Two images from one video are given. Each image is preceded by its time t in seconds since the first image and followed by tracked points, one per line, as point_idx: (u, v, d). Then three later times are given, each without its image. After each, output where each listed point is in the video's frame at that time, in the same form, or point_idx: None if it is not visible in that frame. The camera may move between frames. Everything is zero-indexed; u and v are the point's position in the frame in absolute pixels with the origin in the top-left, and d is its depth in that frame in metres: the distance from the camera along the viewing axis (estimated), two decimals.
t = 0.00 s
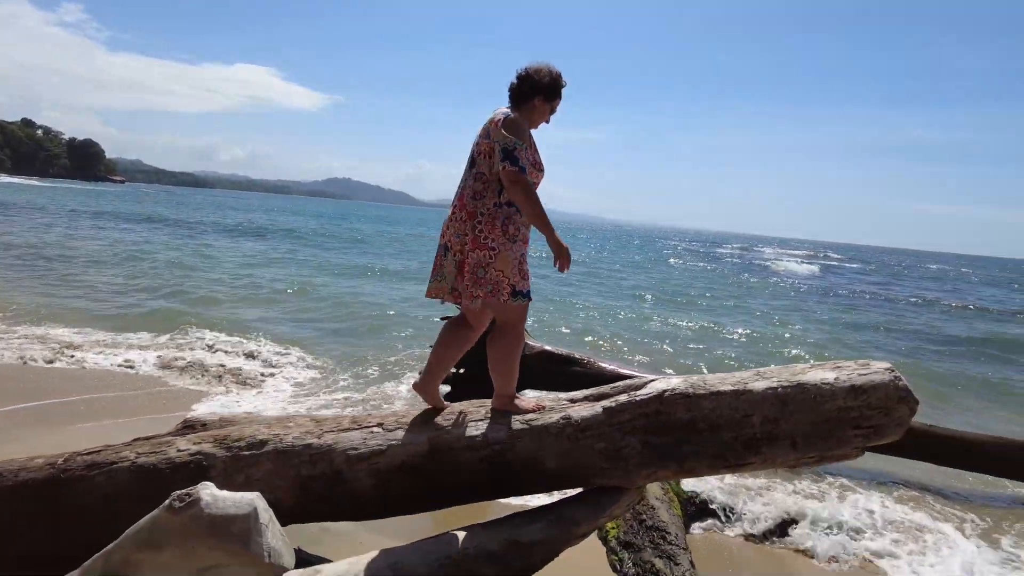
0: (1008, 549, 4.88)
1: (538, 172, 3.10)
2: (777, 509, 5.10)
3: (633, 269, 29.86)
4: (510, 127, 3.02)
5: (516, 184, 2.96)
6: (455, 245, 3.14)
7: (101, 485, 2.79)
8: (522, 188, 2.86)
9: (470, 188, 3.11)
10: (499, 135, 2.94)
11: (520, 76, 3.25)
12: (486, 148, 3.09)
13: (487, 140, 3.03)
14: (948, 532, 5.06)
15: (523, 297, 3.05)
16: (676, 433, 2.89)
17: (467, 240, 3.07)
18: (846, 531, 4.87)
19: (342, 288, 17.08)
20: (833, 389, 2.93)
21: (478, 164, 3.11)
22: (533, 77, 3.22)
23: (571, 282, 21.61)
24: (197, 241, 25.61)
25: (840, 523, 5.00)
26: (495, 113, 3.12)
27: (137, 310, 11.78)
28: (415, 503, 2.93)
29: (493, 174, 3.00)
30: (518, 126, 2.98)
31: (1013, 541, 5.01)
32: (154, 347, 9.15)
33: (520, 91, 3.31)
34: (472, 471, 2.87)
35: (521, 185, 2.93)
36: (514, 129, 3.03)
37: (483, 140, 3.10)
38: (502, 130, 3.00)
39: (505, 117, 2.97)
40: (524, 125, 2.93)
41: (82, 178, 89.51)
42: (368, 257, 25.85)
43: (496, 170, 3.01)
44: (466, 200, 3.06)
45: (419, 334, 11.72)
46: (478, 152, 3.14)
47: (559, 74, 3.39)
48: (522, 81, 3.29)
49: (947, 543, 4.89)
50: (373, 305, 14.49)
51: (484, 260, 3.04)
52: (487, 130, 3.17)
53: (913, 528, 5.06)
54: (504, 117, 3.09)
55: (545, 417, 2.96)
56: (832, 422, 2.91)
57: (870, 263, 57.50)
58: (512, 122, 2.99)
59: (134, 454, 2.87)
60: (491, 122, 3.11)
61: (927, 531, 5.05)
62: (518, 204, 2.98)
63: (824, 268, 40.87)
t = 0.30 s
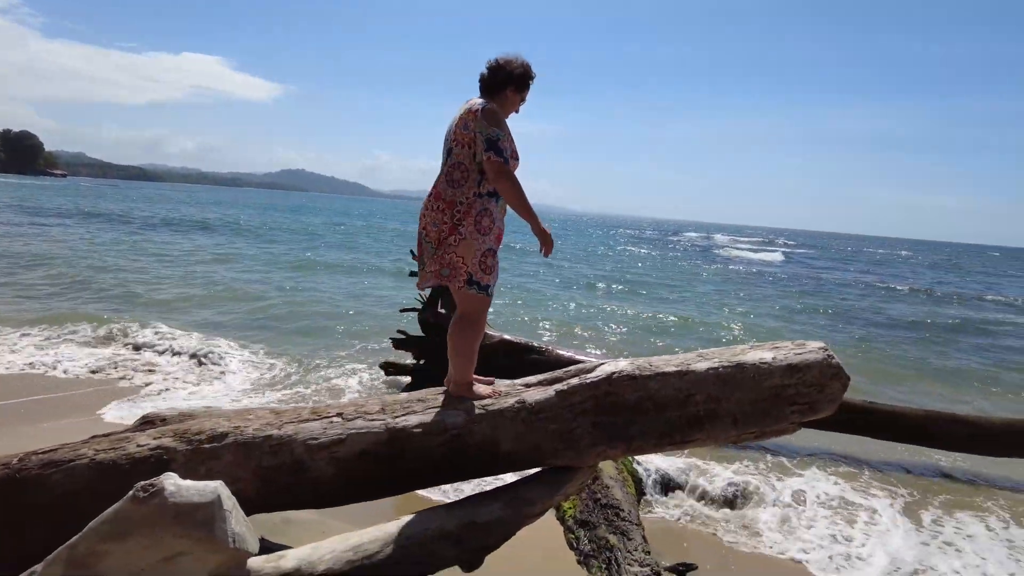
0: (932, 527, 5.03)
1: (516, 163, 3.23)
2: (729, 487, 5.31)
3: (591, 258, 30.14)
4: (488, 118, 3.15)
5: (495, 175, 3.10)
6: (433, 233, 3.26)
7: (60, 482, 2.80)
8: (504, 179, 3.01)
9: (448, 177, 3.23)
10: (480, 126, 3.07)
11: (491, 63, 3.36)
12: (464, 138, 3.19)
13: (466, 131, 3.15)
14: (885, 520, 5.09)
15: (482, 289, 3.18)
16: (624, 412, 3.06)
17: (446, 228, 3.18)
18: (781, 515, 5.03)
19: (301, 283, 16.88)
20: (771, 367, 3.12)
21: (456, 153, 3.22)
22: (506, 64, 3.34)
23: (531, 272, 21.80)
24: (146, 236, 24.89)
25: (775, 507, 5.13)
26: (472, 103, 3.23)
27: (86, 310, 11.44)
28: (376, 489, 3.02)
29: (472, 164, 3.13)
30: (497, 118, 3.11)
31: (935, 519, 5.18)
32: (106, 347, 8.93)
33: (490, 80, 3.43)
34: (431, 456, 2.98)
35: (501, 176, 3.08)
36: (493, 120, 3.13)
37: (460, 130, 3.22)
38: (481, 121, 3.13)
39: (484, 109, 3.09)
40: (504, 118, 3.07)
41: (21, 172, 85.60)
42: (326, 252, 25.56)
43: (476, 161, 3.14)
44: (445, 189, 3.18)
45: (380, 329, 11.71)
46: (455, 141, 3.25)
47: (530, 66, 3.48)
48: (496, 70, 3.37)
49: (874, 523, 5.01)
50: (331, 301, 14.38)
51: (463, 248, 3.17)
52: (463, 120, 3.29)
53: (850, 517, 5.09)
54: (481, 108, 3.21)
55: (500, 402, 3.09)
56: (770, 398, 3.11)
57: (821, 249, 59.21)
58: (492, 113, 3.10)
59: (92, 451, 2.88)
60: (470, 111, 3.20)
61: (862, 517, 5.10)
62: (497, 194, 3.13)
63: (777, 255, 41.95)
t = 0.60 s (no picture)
0: (874, 517, 5.03)
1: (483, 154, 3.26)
2: (689, 472, 5.38)
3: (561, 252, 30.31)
4: (450, 113, 3.18)
5: (459, 170, 3.15)
6: (409, 230, 3.35)
7: (22, 479, 2.80)
8: (465, 173, 3.05)
9: (419, 174, 3.30)
10: (439, 124, 3.11)
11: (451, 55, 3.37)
12: (430, 135, 3.25)
13: (429, 129, 3.20)
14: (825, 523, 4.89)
15: (455, 281, 3.25)
16: (584, 399, 3.18)
17: (418, 225, 3.27)
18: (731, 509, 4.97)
19: (267, 280, 16.70)
20: (724, 355, 3.26)
21: (423, 151, 3.28)
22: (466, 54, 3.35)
23: (500, 266, 21.88)
24: (108, 232, 24.36)
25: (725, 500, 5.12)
26: (435, 100, 3.28)
27: (43, 310, 11.17)
28: (343, 479, 3.08)
29: (437, 161, 3.18)
30: (456, 113, 3.15)
31: (877, 508, 5.19)
32: (65, 347, 8.76)
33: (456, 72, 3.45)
34: (396, 445, 3.05)
35: (465, 171, 3.12)
36: (455, 116, 3.17)
37: (426, 127, 3.27)
38: (441, 117, 3.17)
39: (442, 106, 3.13)
40: (461, 112, 3.09)
41: None
42: (294, 247, 25.30)
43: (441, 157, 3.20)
44: (414, 188, 3.25)
45: (348, 327, 11.67)
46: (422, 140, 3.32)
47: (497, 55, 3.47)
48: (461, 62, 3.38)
49: (822, 514, 5.00)
50: (298, 299, 14.27)
51: (435, 243, 3.25)
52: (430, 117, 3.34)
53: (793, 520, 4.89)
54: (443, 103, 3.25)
55: (464, 391, 3.17)
56: (722, 384, 3.25)
57: (788, 242, 60.19)
58: (452, 109, 3.14)
59: (55, 447, 2.88)
60: (434, 109, 3.25)
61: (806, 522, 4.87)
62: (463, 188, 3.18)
63: (744, 248, 42.62)
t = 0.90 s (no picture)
0: (835, 509, 5.06)
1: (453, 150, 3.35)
2: (666, 462, 5.52)
3: (552, 249, 30.40)
4: (419, 113, 3.28)
5: (428, 168, 3.25)
6: (385, 225, 3.46)
7: (6, 465, 2.90)
8: (431, 172, 3.15)
9: (394, 171, 3.42)
10: (408, 124, 3.21)
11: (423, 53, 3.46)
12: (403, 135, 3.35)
13: (401, 129, 3.31)
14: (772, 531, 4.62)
15: (430, 272, 3.34)
16: (551, 386, 3.30)
17: (393, 221, 3.38)
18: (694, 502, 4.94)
19: (256, 278, 16.76)
20: (686, 343, 3.38)
21: (397, 150, 3.39)
22: (436, 52, 3.41)
23: (490, 262, 21.99)
24: (97, 231, 24.32)
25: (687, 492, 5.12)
26: (408, 99, 3.37)
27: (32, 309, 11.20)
28: (318, 464, 3.20)
29: (408, 159, 3.29)
30: (425, 113, 3.24)
31: (832, 503, 5.18)
32: (53, 347, 8.82)
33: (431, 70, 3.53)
34: (369, 431, 3.17)
35: (433, 168, 3.22)
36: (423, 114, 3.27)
37: (400, 126, 3.38)
38: (411, 117, 3.27)
39: (411, 106, 3.23)
40: (429, 111, 3.19)
41: None
42: (285, 245, 25.32)
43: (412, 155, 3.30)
44: (388, 184, 3.37)
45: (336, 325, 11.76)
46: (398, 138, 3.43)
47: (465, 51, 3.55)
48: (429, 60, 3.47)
49: (791, 501, 5.14)
50: (286, 297, 14.34)
51: (408, 237, 3.35)
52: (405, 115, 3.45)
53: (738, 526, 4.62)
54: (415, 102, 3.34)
55: (436, 379, 3.29)
56: (685, 371, 3.37)
57: (778, 238, 60.46)
58: (420, 108, 3.24)
59: (38, 434, 2.98)
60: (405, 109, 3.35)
61: (749, 527, 4.62)
62: (433, 185, 3.28)
63: (734, 245, 42.81)
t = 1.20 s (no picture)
0: (815, 495, 5.21)
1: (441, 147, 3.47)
2: (654, 450, 5.74)
3: (547, 241, 30.46)
4: (410, 111, 3.36)
5: (421, 165, 3.36)
6: (372, 219, 3.53)
7: (11, 447, 3.04)
8: (426, 170, 3.26)
9: (382, 166, 3.49)
10: (401, 122, 3.30)
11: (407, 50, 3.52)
12: (391, 132, 3.42)
13: (392, 126, 3.39)
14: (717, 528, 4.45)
15: (419, 264, 3.47)
16: (533, 373, 3.44)
17: (382, 214, 3.46)
18: (663, 490, 4.98)
19: (255, 271, 16.89)
20: (664, 333, 3.51)
21: (386, 146, 3.46)
22: (421, 50, 3.48)
23: (487, 255, 22.11)
24: (96, 223, 24.44)
25: (656, 479, 5.19)
26: (396, 97, 3.45)
27: (31, 301, 11.32)
28: (309, 448, 3.34)
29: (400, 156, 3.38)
30: (417, 112, 3.33)
31: (792, 492, 5.23)
32: (53, 340, 8.95)
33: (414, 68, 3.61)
34: (358, 416, 3.31)
35: (426, 166, 3.34)
36: (414, 113, 3.36)
37: (389, 123, 3.46)
38: (403, 115, 3.36)
39: (404, 105, 3.32)
40: (422, 111, 3.28)
41: None
42: (282, 238, 25.42)
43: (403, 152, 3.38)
44: (378, 180, 3.44)
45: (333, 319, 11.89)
46: (385, 134, 3.50)
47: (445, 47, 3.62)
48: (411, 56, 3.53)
49: (772, 487, 5.29)
50: (283, 290, 14.47)
51: (398, 231, 3.45)
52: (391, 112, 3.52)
53: (682, 521, 4.48)
54: (405, 100, 3.43)
55: (421, 367, 3.43)
56: (662, 360, 3.50)
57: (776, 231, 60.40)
58: (411, 107, 3.32)
59: (41, 418, 3.12)
60: (393, 106, 3.41)
61: (693, 524, 4.47)
62: (425, 181, 3.39)
63: (732, 238, 42.80)
